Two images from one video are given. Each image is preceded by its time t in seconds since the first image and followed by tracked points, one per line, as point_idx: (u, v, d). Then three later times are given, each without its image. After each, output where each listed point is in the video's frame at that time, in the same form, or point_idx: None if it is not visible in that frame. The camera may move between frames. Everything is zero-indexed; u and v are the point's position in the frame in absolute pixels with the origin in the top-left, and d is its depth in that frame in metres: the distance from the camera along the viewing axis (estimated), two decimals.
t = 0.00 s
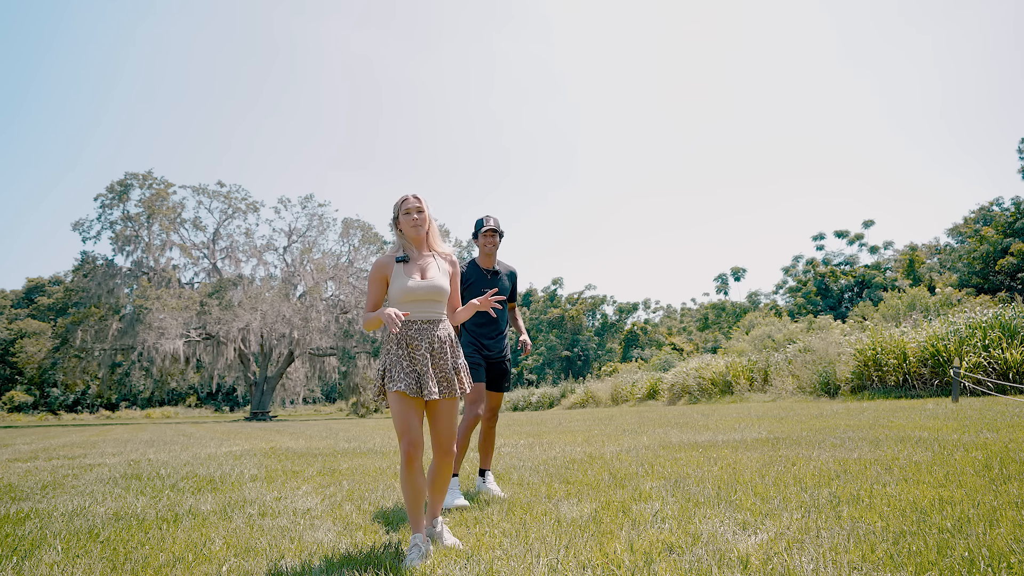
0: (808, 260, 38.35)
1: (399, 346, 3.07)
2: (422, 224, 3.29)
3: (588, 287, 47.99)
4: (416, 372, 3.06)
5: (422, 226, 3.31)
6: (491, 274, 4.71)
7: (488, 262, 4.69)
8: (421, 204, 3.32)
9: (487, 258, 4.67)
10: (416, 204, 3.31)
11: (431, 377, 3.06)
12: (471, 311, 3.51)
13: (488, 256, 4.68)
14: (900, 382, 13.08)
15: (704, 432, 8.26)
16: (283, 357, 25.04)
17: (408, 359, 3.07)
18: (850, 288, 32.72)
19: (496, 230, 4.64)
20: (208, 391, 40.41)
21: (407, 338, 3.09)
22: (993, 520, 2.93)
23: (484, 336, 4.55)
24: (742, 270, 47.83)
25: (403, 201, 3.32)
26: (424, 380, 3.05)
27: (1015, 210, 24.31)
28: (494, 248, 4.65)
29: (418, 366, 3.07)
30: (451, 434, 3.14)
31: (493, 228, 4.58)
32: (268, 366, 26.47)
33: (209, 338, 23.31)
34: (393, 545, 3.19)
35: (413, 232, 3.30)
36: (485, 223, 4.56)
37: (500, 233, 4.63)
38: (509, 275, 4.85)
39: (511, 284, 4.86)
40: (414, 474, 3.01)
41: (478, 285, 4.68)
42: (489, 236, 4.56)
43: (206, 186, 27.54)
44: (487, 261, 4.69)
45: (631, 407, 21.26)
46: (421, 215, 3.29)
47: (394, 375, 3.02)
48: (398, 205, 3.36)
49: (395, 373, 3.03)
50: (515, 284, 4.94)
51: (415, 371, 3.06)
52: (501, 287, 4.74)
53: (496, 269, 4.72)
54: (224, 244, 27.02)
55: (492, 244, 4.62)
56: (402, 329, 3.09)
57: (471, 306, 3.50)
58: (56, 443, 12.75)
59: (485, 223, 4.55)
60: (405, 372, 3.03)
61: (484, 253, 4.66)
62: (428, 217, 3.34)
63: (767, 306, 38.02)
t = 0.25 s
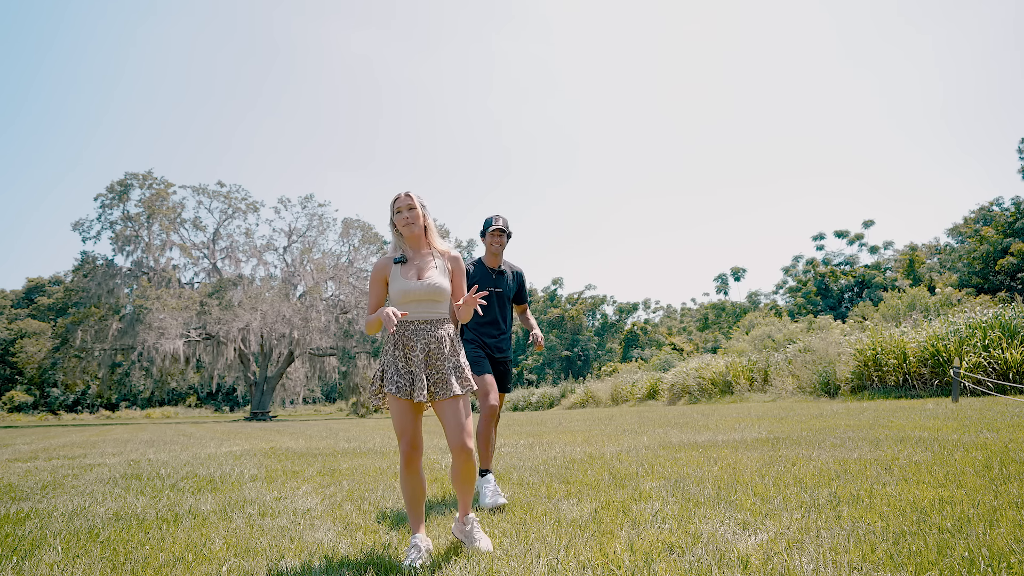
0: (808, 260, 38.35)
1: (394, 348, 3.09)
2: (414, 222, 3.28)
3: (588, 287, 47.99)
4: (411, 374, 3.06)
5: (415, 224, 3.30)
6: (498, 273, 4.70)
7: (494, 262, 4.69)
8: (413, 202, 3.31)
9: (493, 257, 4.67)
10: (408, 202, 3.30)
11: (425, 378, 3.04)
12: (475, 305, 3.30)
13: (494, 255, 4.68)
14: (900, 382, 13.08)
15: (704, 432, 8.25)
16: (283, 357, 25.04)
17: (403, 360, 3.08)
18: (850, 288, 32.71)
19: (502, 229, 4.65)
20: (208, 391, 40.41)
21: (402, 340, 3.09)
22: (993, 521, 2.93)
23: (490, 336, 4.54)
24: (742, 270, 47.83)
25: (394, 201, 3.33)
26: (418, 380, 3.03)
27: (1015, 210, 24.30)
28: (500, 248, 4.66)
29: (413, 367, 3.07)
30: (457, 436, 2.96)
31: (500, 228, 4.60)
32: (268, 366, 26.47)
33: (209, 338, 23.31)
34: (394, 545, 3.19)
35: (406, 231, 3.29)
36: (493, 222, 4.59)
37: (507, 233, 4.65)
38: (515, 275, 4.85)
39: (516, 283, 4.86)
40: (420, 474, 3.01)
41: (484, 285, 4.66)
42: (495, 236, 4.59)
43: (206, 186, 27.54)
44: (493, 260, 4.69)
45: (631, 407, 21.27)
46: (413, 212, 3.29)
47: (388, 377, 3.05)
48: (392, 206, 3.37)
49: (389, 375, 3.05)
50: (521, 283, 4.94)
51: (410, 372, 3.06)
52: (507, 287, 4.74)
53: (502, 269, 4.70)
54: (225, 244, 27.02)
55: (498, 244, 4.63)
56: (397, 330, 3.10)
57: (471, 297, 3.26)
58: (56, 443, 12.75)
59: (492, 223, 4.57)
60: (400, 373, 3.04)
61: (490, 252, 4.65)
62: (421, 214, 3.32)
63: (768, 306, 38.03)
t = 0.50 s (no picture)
0: (808, 260, 38.34)
1: (401, 346, 3.09)
2: (422, 219, 3.23)
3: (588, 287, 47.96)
4: (416, 373, 3.03)
5: (424, 220, 3.25)
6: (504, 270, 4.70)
7: (500, 259, 4.70)
8: (422, 200, 3.25)
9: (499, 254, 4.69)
10: (416, 199, 3.25)
11: (427, 379, 3.01)
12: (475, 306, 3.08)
13: (499, 253, 4.70)
14: (900, 382, 13.09)
15: (704, 432, 8.25)
16: (283, 357, 25.04)
17: (408, 358, 3.06)
18: (850, 288, 32.72)
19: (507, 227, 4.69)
20: (208, 391, 40.41)
21: (408, 339, 3.07)
22: (993, 520, 2.93)
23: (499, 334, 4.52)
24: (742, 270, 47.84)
25: (406, 199, 3.31)
26: (421, 381, 3.01)
27: (1015, 210, 24.30)
28: (505, 246, 4.69)
29: (417, 366, 3.04)
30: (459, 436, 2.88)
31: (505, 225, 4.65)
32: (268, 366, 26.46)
33: (209, 338, 23.31)
34: (394, 545, 3.19)
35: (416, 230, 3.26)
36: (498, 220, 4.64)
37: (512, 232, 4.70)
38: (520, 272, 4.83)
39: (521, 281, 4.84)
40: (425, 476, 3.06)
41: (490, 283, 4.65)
42: (502, 232, 4.64)
43: (206, 186, 27.52)
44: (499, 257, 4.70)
45: (631, 407, 21.27)
46: (421, 209, 3.23)
47: (393, 376, 3.06)
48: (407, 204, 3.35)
49: (395, 374, 3.05)
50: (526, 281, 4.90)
51: (414, 372, 3.04)
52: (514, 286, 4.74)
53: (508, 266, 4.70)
54: (224, 244, 27.00)
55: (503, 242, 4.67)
56: (403, 328, 3.09)
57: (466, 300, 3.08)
58: (56, 443, 12.74)
59: (499, 222, 4.63)
60: (404, 373, 3.04)
61: (496, 249, 4.68)
62: (429, 210, 3.25)
63: (768, 306, 38.02)
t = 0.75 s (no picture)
0: (808, 260, 38.33)
1: (427, 346, 3.12)
2: (443, 217, 3.20)
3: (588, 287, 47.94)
4: (438, 372, 3.02)
5: (444, 218, 3.21)
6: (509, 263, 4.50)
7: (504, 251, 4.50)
8: (441, 197, 3.20)
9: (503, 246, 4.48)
10: (438, 198, 3.21)
11: (449, 376, 3.00)
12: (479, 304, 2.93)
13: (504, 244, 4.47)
14: (900, 382, 13.09)
15: (704, 432, 8.26)
16: (283, 357, 25.06)
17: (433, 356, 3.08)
18: (850, 288, 32.74)
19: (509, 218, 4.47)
20: (208, 391, 40.42)
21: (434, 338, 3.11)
22: (993, 521, 2.93)
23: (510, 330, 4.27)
24: (742, 270, 47.86)
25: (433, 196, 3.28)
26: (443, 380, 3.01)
27: (1015, 210, 24.29)
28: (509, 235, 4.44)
29: (440, 365, 3.03)
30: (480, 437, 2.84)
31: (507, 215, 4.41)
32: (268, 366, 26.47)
33: (209, 338, 23.32)
34: (394, 545, 3.18)
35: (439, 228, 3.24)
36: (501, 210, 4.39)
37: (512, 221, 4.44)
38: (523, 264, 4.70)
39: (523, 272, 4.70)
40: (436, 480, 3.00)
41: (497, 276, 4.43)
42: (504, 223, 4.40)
43: (206, 186, 27.48)
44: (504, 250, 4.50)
45: (631, 407, 21.27)
46: (441, 207, 3.19)
47: (418, 375, 3.08)
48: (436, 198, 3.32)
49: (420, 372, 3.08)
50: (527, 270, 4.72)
51: (439, 371, 3.02)
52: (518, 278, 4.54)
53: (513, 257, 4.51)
54: (225, 244, 27.00)
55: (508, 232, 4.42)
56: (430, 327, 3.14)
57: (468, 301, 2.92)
58: (56, 443, 12.75)
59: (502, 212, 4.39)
60: (431, 372, 3.04)
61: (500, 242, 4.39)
62: (449, 209, 3.20)
63: (768, 306, 38.01)
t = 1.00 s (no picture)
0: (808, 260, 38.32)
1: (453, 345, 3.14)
2: (461, 217, 3.21)
3: (588, 287, 47.95)
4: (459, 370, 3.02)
5: (465, 216, 3.20)
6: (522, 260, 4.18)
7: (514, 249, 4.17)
8: (463, 195, 3.19)
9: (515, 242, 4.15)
10: (460, 196, 3.21)
11: (468, 375, 2.97)
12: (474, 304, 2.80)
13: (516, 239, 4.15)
14: (901, 382, 13.09)
15: (704, 432, 8.25)
16: (283, 357, 25.06)
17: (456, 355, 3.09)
18: (850, 288, 32.74)
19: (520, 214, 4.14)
20: (208, 391, 40.42)
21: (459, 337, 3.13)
22: (993, 521, 2.93)
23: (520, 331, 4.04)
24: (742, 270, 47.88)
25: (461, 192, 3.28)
26: (463, 379, 2.99)
27: (1015, 210, 24.27)
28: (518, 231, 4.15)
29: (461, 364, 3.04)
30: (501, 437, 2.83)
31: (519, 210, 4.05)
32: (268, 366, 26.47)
33: (209, 338, 23.32)
34: (394, 544, 3.19)
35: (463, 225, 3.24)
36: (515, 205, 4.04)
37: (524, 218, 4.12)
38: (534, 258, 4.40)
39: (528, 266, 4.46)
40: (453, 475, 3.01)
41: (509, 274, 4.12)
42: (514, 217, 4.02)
43: (206, 186, 27.46)
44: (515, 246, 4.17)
45: (631, 407, 21.28)
46: (458, 207, 3.20)
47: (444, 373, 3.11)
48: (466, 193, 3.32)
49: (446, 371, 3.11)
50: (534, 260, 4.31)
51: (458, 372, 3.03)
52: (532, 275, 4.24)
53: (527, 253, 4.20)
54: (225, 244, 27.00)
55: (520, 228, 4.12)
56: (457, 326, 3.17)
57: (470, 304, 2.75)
58: (56, 443, 12.75)
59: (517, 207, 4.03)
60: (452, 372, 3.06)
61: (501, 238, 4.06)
62: (470, 209, 3.18)
63: (768, 306, 38.01)
